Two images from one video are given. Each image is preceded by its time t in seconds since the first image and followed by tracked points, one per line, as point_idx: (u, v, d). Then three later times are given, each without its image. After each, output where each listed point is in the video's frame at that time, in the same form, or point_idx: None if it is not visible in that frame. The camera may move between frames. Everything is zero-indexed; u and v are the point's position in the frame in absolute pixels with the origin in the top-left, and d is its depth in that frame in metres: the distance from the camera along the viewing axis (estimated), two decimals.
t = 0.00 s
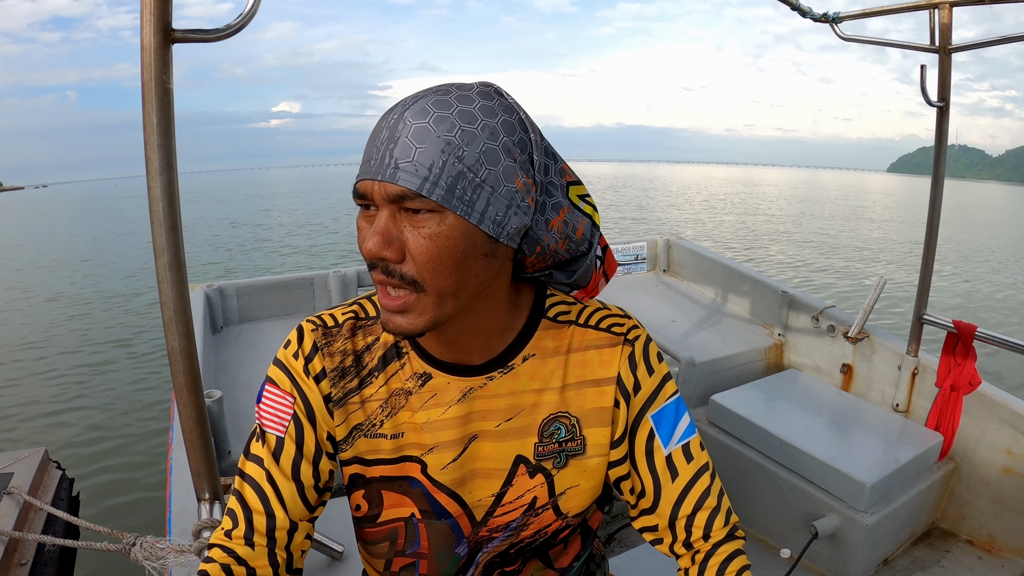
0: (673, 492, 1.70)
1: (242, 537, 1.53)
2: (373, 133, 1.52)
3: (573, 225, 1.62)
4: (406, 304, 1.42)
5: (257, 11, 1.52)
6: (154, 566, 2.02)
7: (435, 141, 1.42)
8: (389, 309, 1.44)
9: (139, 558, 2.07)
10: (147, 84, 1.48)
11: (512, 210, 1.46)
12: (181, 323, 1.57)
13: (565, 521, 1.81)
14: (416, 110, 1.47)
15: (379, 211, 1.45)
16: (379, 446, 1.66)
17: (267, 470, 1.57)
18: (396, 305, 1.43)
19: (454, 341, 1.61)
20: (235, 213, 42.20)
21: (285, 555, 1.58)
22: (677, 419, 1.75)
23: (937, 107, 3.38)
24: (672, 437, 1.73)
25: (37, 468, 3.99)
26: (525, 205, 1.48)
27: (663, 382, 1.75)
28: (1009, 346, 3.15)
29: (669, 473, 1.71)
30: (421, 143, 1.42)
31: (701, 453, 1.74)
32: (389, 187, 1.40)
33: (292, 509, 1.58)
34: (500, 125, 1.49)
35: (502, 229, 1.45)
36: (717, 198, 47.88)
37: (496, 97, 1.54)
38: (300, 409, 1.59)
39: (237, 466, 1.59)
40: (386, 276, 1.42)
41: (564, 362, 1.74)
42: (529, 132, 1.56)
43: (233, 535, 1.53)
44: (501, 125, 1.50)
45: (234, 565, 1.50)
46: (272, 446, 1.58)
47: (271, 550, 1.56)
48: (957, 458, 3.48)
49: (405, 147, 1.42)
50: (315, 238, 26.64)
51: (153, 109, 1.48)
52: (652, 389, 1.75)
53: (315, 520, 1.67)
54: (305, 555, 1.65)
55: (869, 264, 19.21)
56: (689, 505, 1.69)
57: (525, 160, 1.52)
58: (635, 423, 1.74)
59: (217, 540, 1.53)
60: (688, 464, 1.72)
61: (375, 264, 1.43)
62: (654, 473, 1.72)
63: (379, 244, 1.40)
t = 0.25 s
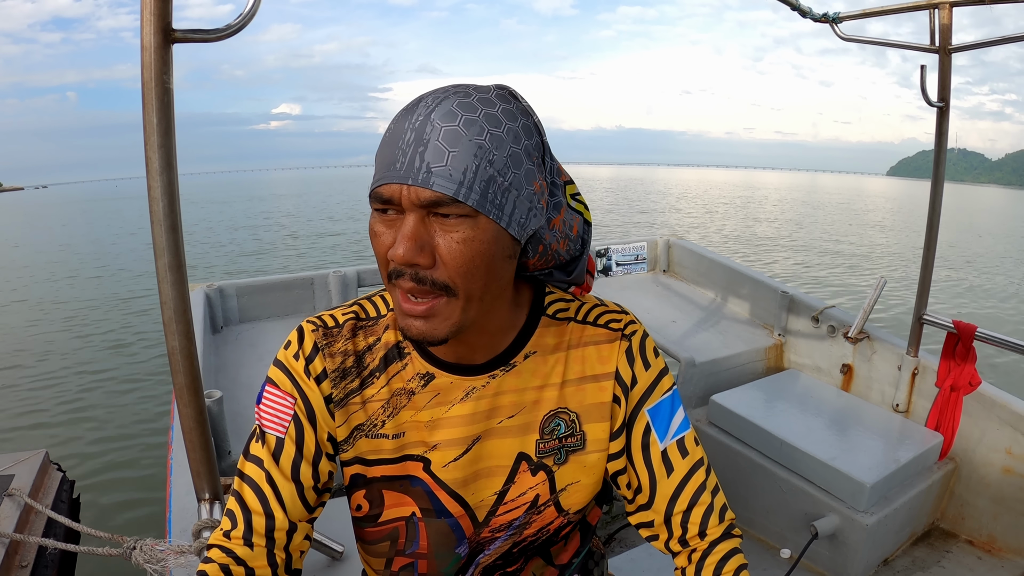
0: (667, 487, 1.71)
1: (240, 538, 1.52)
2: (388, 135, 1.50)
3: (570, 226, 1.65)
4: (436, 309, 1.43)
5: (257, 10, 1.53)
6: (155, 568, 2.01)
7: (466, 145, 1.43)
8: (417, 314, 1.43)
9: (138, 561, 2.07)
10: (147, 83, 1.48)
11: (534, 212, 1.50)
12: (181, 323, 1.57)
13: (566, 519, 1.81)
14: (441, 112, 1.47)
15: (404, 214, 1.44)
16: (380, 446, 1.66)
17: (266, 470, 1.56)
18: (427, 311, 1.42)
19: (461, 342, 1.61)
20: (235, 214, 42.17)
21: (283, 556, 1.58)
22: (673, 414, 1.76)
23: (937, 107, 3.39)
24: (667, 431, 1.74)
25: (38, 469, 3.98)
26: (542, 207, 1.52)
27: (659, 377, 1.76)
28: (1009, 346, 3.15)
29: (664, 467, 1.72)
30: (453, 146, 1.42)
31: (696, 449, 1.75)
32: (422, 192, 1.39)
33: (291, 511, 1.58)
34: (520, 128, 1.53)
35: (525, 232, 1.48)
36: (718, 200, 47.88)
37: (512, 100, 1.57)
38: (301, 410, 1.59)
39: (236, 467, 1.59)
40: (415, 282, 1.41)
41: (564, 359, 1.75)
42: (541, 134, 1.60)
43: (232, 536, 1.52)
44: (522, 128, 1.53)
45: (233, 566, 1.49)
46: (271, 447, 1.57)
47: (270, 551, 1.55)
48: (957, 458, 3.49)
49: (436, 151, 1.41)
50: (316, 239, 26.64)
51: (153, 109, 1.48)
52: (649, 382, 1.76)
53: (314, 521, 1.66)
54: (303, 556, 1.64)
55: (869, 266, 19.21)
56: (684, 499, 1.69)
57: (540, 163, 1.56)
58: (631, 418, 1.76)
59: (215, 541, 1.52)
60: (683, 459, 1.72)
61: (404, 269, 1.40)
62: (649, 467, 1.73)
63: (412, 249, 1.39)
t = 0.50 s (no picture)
0: (665, 481, 1.71)
1: (241, 538, 1.52)
2: (400, 133, 1.50)
3: (573, 225, 1.66)
4: (447, 308, 1.42)
5: (257, 10, 1.53)
6: (155, 569, 2.01)
7: (481, 143, 1.44)
8: (427, 313, 1.42)
9: (139, 564, 2.07)
10: (147, 83, 1.48)
11: (541, 211, 1.51)
12: (181, 323, 1.57)
13: (570, 515, 1.82)
14: (455, 111, 1.47)
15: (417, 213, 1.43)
16: (384, 445, 1.66)
17: (268, 471, 1.56)
18: (438, 309, 1.41)
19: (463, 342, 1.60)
20: (236, 214, 42.18)
21: (284, 556, 1.58)
22: (669, 408, 1.76)
23: (937, 107, 3.39)
24: (663, 425, 1.74)
25: (38, 471, 3.98)
26: (550, 207, 1.54)
27: (656, 371, 1.77)
28: (1009, 346, 3.15)
29: (661, 462, 1.72)
30: (468, 145, 1.43)
31: (692, 443, 1.75)
32: (437, 191, 1.39)
33: (292, 511, 1.58)
34: (532, 130, 1.54)
35: (535, 230, 1.49)
36: (717, 201, 47.91)
37: (521, 101, 1.58)
38: (303, 411, 1.59)
39: (238, 468, 1.59)
40: (428, 280, 1.40)
41: (566, 356, 1.75)
42: (548, 135, 1.61)
43: (233, 536, 1.52)
44: (533, 129, 1.55)
45: (234, 565, 1.49)
46: (273, 448, 1.57)
47: (271, 552, 1.55)
48: (957, 458, 3.49)
49: (451, 150, 1.42)
50: (316, 240, 26.65)
51: (153, 109, 1.48)
52: (647, 375, 1.77)
53: (315, 522, 1.66)
54: (304, 557, 1.64)
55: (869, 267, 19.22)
56: (681, 494, 1.69)
57: (549, 163, 1.57)
58: (630, 411, 1.76)
59: (216, 541, 1.52)
60: (679, 453, 1.73)
61: (417, 267, 1.40)
62: (647, 461, 1.73)
63: (426, 247, 1.38)
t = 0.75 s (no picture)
0: (655, 480, 1.69)
1: (239, 537, 1.52)
2: (462, 129, 1.48)
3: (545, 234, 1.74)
4: (494, 312, 1.48)
5: (258, 10, 1.52)
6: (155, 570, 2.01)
7: (545, 155, 1.52)
8: (475, 315, 1.46)
9: (139, 565, 2.07)
10: (147, 83, 1.48)
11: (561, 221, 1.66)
12: (181, 323, 1.57)
13: (566, 515, 1.82)
14: (518, 119, 1.52)
15: (477, 216, 1.46)
16: (378, 444, 1.66)
17: (265, 470, 1.56)
18: (487, 312, 1.47)
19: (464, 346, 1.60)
20: (235, 214, 42.14)
21: (282, 555, 1.57)
22: (660, 404, 1.75)
23: (937, 107, 3.39)
24: (654, 422, 1.72)
25: (38, 473, 3.98)
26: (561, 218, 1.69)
27: (645, 367, 1.77)
28: (1009, 346, 3.15)
29: (652, 459, 1.70)
30: (536, 155, 1.50)
31: (683, 441, 1.73)
32: (511, 197, 1.44)
33: (289, 510, 1.57)
34: (565, 144, 1.66)
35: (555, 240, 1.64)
36: (718, 199, 47.86)
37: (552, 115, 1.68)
38: (299, 409, 1.59)
39: (235, 467, 1.58)
40: (486, 283, 1.44)
41: (559, 355, 1.76)
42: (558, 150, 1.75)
43: (231, 535, 1.52)
44: (565, 143, 1.66)
45: (232, 565, 1.49)
46: (270, 447, 1.57)
47: (269, 550, 1.54)
48: (957, 458, 3.49)
49: (523, 158, 1.47)
50: (316, 239, 26.63)
51: (153, 109, 1.48)
52: (637, 371, 1.76)
53: (311, 521, 1.66)
54: (303, 556, 1.64)
55: (869, 265, 19.20)
56: (672, 493, 1.67)
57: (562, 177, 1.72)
58: (619, 407, 1.76)
59: (214, 540, 1.52)
60: (670, 450, 1.71)
61: (479, 270, 1.43)
62: (637, 459, 1.71)
63: (493, 252, 1.43)
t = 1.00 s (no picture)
0: (655, 480, 1.68)
1: (240, 537, 1.51)
2: (453, 130, 1.48)
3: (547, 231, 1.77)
4: (489, 312, 1.47)
5: (257, 10, 1.52)
6: (154, 570, 2.01)
7: (538, 153, 1.51)
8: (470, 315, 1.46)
9: (138, 565, 2.07)
10: (147, 84, 1.48)
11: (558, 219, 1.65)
12: (181, 323, 1.57)
13: (567, 516, 1.82)
14: (510, 117, 1.52)
15: (471, 216, 1.45)
16: (378, 445, 1.66)
17: (265, 470, 1.56)
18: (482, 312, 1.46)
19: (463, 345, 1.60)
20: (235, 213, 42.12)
21: (283, 555, 1.57)
22: (661, 404, 1.75)
23: (937, 107, 3.39)
24: (653, 422, 1.72)
25: (36, 473, 3.98)
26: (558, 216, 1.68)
27: (645, 367, 1.76)
28: (1009, 346, 3.15)
29: (652, 459, 1.70)
30: (528, 154, 1.49)
31: (683, 441, 1.72)
32: (504, 196, 1.44)
33: (290, 510, 1.57)
34: (559, 141, 1.65)
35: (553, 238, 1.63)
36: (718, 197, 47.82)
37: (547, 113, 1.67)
38: (299, 409, 1.59)
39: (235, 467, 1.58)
40: (480, 283, 1.44)
41: (558, 355, 1.76)
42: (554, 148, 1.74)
43: (231, 535, 1.52)
44: (559, 140, 1.65)
45: (233, 564, 1.49)
46: (271, 447, 1.57)
47: (270, 550, 1.54)
48: (957, 458, 3.49)
49: (515, 157, 1.47)
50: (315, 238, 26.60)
51: (153, 109, 1.47)
52: (636, 371, 1.76)
53: (312, 522, 1.66)
54: (303, 556, 1.64)
55: (870, 263, 19.19)
56: (671, 493, 1.67)
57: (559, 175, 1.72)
58: (618, 408, 1.75)
59: (215, 540, 1.52)
60: (670, 451, 1.71)
61: (473, 271, 1.43)
62: (636, 460, 1.71)
63: (487, 252, 1.43)
